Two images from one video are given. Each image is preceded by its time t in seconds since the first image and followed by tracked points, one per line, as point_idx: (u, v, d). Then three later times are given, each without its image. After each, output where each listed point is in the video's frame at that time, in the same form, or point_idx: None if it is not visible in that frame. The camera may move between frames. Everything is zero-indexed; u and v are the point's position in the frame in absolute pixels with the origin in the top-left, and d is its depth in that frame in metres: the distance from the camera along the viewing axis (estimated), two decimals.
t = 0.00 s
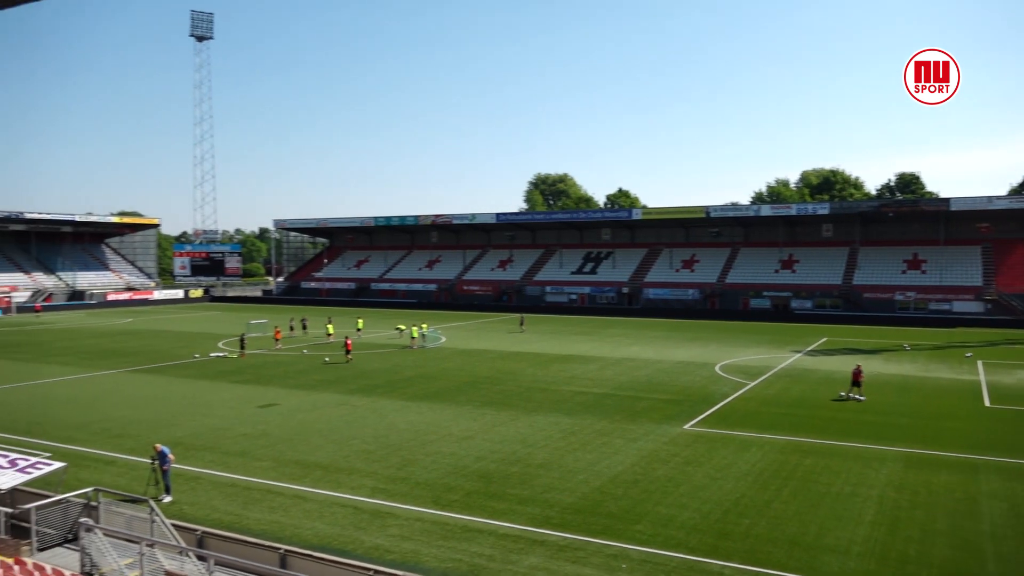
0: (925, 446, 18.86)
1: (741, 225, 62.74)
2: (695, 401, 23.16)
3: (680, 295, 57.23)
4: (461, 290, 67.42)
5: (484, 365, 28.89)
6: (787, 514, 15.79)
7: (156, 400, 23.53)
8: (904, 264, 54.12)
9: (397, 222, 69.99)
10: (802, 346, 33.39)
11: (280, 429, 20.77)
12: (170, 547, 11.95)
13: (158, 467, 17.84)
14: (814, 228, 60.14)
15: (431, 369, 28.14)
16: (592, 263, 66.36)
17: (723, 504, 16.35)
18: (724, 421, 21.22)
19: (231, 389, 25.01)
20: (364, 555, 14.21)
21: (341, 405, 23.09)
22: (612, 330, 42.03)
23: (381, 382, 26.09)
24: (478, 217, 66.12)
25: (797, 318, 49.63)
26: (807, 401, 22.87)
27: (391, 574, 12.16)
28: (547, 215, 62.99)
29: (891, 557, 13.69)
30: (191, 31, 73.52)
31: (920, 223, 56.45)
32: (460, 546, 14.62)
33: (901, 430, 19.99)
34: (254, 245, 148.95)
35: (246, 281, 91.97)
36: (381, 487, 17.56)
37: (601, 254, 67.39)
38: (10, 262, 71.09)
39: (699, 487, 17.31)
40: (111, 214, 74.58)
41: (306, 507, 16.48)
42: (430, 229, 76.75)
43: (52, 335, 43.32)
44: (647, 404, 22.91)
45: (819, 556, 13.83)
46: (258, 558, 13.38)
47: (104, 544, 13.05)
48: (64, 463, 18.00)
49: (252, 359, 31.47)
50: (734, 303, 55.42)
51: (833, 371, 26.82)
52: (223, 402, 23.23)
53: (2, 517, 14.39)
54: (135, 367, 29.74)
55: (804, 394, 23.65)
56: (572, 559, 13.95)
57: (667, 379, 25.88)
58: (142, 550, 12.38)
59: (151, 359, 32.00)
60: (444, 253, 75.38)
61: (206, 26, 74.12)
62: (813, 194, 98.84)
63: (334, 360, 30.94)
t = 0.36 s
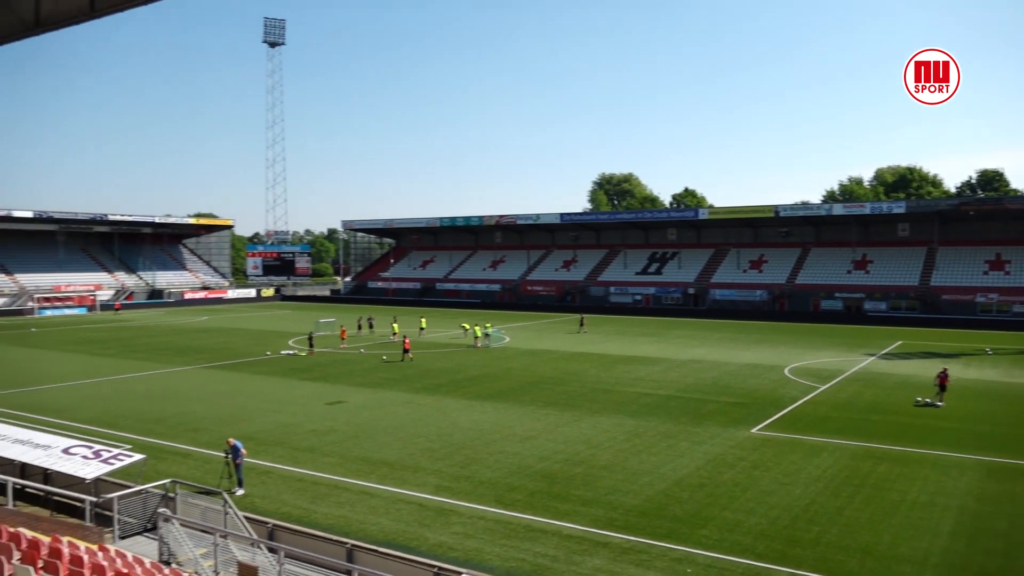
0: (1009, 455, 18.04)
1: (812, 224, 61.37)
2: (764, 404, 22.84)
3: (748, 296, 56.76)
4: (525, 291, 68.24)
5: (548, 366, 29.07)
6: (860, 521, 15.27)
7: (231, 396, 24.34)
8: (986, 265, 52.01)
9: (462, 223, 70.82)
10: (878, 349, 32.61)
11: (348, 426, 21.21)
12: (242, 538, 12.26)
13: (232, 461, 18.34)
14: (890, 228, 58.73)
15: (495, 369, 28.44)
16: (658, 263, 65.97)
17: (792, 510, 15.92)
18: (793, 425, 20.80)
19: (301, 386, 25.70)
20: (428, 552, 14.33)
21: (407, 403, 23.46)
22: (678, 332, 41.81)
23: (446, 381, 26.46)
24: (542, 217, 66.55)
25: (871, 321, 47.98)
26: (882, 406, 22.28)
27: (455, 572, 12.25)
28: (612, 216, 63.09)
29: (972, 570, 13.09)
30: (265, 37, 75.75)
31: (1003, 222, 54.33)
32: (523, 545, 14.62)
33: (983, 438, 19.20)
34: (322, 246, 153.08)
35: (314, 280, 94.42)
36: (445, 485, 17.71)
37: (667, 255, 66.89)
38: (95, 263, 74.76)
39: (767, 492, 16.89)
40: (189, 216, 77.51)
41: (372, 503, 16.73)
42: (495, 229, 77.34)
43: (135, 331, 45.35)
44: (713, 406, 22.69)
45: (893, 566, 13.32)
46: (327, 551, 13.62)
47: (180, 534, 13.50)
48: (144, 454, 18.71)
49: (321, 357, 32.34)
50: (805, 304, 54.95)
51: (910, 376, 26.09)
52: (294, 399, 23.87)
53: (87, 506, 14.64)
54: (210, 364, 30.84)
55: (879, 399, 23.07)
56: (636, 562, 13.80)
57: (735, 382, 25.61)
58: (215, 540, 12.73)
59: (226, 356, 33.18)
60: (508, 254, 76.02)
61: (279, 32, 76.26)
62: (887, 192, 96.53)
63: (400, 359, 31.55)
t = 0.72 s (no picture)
0: None
1: (870, 222, 61.04)
2: (818, 407, 22.96)
3: (803, 295, 56.51)
4: (576, 290, 68.91)
5: (598, 366, 29.96)
6: (921, 529, 14.29)
7: (287, 393, 24.87)
8: None
9: (513, 222, 71.49)
10: (937, 352, 32.94)
11: (399, 424, 21.54)
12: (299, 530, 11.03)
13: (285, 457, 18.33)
14: (952, 226, 58.24)
15: (544, 369, 29.26)
16: (711, 263, 66.03)
17: (849, 515, 14.96)
18: (850, 429, 20.67)
19: (356, 384, 26.35)
20: (476, 549, 13.42)
21: (457, 402, 24.00)
22: (730, 332, 41.97)
23: (498, 380, 27.25)
24: (593, 216, 67.09)
25: (931, 322, 47.56)
26: (943, 411, 22.10)
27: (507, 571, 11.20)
28: (664, 215, 63.33)
29: None
30: (319, 40, 77.09)
31: None
32: (571, 544, 13.64)
33: None
34: (374, 245, 156.23)
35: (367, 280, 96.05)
36: (494, 484, 17.02)
37: (720, 254, 66.87)
38: (156, 262, 76.91)
39: (822, 496, 16.05)
40: (246, 216, 79.01)
41: (421, 500, 16.03)
42: (546, 229, 77.79)
43: (196, 328, 46.67)
44: (767, 408, 22.90)
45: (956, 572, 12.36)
46: (374, 547, 12.58)
47: (236, 526, 12.12)
48: (202, 448, 19.07)
49: (375, 355, 33.16)
50: (863, 305, 55.26)
51: (971, 379, 26.20)
52: (347, 397, 24.44)
53: (148, 498, 13.53)
54: (267, 360, 31.63)
55: (941, 402, 23.13)
56: (688, 564, 12.77)
57: (789, 383, 26.19)
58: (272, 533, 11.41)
59: (282, 353, 34.00)
60: (559, 253, 76.50)
61: (333, 35, 77.46)
62: (951, 189, 94.86)
63: (453, 357, 32.10)
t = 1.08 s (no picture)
0: None
1: (914, 221, 59.55)
2: (861, 410, 22.47)
3: (844, 296, 55.42)
4: (612, 290, 68.49)
5: (636, 366, 29.79)
6: (967, 535, 13.82)
7: (324, 392, 25.20)
8: None
9: (549, 222, 71.37)
10: (985, 354, 31.95)
11: (435, 423, 21.67)
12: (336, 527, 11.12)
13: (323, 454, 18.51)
14: (1001, 226, 56.44)
15: (582, 369, 29.16)
16: (749, 263, 65.04)
17: (892, 520, 14.54)
18: (893, 432, 20.15)
19: (392, 382, 26.64)
20: (513, 549, 13.42)
21: (494, 401, 24.08)
22: (769, 333, 41.33)
23: (535, 379, 27.30)
24: (629, 215, 66.68)
25: (978, 323, 46.20)
26: (990, 414, 21.41)
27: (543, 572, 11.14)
28: (701, 214, 62.53)
29: None
30: (358, 42, 78.05)
31: None
32: (608, 546, 13.53)
33: None
34: (412, 245, 157.75)
35: (403, 279, 96.87)
36: (530, 484, 17.02)
37: (759, 254, 65.87)
38: (198, 262, 78.66)
39: (864, 500, 15.65)
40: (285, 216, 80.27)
41: (458, 499, 16.10)
42: (582, 228, 77.37)
43: (236, 327, 47.68)
44: (807, 410, 22.50)
45: None
46: (409, 544, 12.67)
47: (275, 522, 12.26)
48: (243, 444, 19.47)
49: (412, 354, 33.44)
50: (906, 306, 53.77)
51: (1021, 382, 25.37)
52: (384, 395, 24.73)
53: (190, 492, 13.73)
54: (307, 359, 32.15)
55: (988, 405, 22.41)
56: (725, 567, 12.55)
57: (831, 385, 25.62)
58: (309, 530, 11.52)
59: (321, 351, 34.51)
60: (595, 253, 76.09)
61: (371, 37, 78.35)
62: (999, 187, 92.13)
63: (489, 357, 32.20)
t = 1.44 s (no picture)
0: None
1: (943, 219, 58.49)
2: (888, 410, 22.10)
3: (870, 296, 54.77)
4: (635, 289, 68.21)
5: (658, 366, 29.66)
6: (996, 538, 13.51)
7: (347, 390, 25.38)
8: None
9: (571, 221, 71.22)
10: (1016, 355, 31.24)
11: (458, 421, 21.72)
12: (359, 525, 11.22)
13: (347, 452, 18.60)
14: None
15: (604, 369, 29.05)
16: (774, 262, 64.37)
17: (919, 522, 14.28)
18: (920, 434, 19.80)
19: (415, 381, 26.76)
20: (535, 548, 13.40)
21: (515, 400, 24.08)
22: (794, 333, 40.89)
23: (556, 378, 27.28)
24: (652, 214, 66.32)
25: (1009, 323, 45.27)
26: (1021, 416, 20.95)
27: (565, 571, 11.10)
28: (725, 213, 61.99)
29: None
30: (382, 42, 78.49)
31: None
32: (631, 546, 13.46)
33: None
34: (435, 244, 158.40)
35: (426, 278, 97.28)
36: (552, 483, 16.99)
37: (783, 253, 65.15)
38: (224, 261, 79.62)
39: (891, 502, 15.39)
40: (309, 215, 81.03)
41: (481, 497, 16.11)
42: (605, 228, 77.10)
43: (261, 325, 48.26)
44: (833, 411, 22.19)
45: None
46: (430, 542, 12.72)
47: (299, 519, 12.39)
48: (268, 442, 19.69)
49: (434, 353, 33.54)
50: (933, 306, 52.52)
51: None
52: (406, 393, 24.87)
53: (216, 489, 13.87)
54: (330, 357, 32.40)
55: (1019, 407, 21.93)
56: (749, 569, 12.40)
57: (857, 386, 25.22)
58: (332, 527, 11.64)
59: (344, 350, 34.76)
60: (617, 252, 75.76)
61: (395, 37, 78.72)
62: None
63: (510, 357, 32.19)
